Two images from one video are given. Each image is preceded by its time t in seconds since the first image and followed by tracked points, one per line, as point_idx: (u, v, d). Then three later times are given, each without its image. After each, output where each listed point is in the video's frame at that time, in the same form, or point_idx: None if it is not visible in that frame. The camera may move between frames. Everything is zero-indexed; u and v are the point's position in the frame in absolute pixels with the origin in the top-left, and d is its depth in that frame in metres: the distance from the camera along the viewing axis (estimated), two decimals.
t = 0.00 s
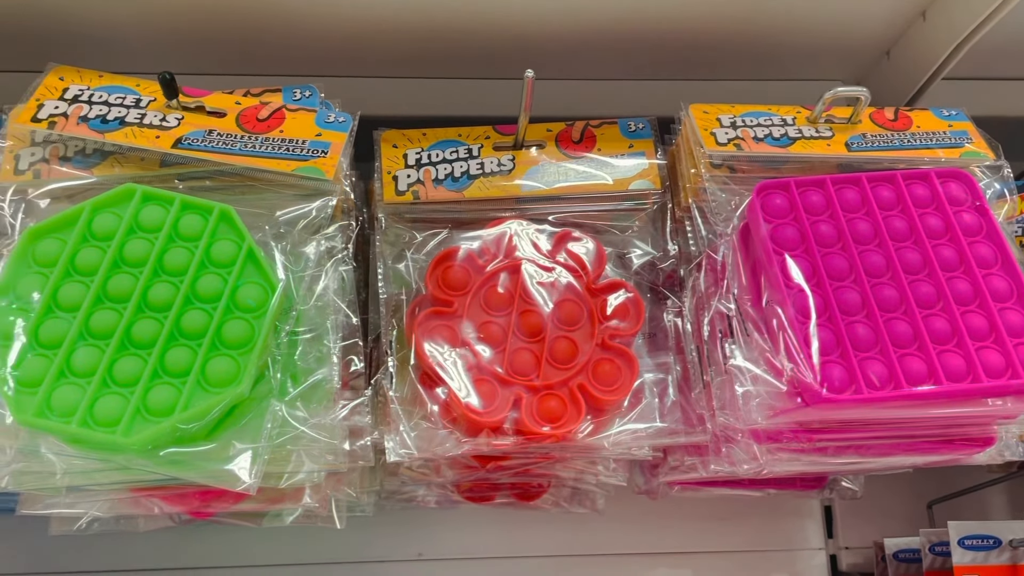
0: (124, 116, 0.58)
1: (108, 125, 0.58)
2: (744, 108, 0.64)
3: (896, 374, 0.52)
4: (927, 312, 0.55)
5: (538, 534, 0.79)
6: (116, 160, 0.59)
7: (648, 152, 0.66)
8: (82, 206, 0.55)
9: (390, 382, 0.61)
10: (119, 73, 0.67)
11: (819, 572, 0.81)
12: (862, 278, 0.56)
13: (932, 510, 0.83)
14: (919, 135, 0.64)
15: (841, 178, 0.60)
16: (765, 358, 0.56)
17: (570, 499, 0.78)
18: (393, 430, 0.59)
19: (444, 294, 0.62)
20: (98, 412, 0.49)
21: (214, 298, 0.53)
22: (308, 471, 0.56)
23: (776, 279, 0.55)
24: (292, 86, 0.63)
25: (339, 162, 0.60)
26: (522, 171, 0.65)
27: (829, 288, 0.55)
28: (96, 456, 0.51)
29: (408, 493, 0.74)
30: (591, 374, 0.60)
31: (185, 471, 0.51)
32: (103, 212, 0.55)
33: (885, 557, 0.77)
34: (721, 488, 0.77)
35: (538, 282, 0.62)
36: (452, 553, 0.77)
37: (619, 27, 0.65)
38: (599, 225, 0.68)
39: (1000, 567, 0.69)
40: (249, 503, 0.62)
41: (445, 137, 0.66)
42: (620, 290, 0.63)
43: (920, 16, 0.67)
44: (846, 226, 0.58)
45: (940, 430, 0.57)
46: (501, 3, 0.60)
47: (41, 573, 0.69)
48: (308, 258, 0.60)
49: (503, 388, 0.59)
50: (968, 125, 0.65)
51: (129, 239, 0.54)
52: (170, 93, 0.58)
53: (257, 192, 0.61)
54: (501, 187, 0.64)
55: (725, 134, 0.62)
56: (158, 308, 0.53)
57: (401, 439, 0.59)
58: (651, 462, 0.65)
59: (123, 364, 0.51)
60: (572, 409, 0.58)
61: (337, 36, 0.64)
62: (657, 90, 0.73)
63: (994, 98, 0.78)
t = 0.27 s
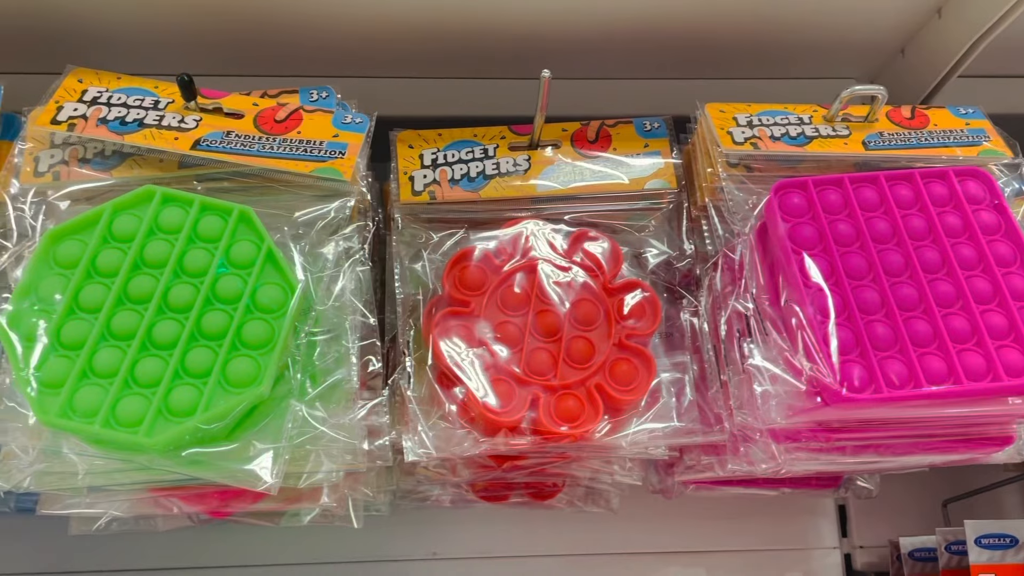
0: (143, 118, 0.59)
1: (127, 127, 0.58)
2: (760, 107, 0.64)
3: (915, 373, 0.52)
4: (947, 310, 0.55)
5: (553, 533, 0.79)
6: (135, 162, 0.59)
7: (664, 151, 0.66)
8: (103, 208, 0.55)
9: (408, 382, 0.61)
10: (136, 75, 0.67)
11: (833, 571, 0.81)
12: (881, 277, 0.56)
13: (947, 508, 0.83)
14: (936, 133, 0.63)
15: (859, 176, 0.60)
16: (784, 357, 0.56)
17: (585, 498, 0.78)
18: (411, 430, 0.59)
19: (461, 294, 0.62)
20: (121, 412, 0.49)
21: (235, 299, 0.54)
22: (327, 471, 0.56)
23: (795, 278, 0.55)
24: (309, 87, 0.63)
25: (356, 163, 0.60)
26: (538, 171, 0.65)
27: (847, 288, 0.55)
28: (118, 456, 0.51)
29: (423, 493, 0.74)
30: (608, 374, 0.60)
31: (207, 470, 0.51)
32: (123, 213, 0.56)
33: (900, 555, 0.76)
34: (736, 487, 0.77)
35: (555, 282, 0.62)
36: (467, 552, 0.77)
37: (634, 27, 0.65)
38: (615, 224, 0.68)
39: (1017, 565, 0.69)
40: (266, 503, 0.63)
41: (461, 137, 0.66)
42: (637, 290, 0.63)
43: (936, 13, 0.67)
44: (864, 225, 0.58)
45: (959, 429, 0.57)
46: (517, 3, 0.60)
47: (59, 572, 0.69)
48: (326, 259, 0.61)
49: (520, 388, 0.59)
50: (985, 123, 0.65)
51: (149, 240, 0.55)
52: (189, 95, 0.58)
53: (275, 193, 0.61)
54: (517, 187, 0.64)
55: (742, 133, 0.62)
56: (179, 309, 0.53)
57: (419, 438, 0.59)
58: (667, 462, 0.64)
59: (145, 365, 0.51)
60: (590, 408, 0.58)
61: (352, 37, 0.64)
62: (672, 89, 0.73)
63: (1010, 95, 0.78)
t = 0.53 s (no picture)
0: (162, 119, 0.59)
1: (147, 128, 0.58)
2: (777, 105, 0.64)
3: (937, 372, 0.52)
4: (967, 309, 0.54)
5: (568, 532, 0.79)
6: (154, 163, 0.60)
7: (681, 150, 0.66)
8: (124, 209, 0.55)
9: (427, 381, 0.61)
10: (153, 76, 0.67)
11: (848, 569, 0.81)
12: (901, 275, 0.55)
13: (963, 507, 0.83)
14: (955, 131, 0.63)
15: (878, 174, 0.60)
16: (805, 356, 0.56)
17: (600, 497, 0.78)
18: (430, 429, 0.60)
19: (479, 293, 0.62)
20: (144, 412, 0.50)
21: (256, 299, 0.54)
22: (347, 471, 0.56)
23: (815, 277, 0.55)
24: (327, 88, 0.63)
25: (375, 163, 0.60)
26: (555, 170, 0.65)
27: (868, 286, 0.55)
28: (141, 456, 0.51)
29: (439, 491, 0.74)
30: (626, 373, 0.60)
31: (229, 470, 0.51)
32: (144, 214, 0.56)
33: (916, 554, 0.76)
34: (751, 486, 0.77)
35: (573, 281, 0.62)
36: (483, 551, 0.77)
37: (651, 25, 0.65)
38: (631, 223, 0.68)
39: None
40: (285, 502, 0.63)
41: (478, 137, 0.66)
42: (655, 289, 0.63)
43: (952, 11, 0.67)
44: (884, 223, 0.57)
45: (980, 428, 0.56)
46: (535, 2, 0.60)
47: (78, 570, 0.70)
48: (345, 259, 0.61)
49: (538, 387, 0.59)
50: (1004, 120, 0.64)
51: (170, 241, 0.55)
52: (208, 96, 0.58)
53: (293, 193, 0.61)
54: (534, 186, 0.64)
55: (760, 131, 0.62)
56: (201, 309, 0.53)
57: (438, 437, 0.59)
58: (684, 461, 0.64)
59: (168, 365, 0.51)
60: (608, 408, 0.58)
61: (369, 37, 0.64)
62: (688, 87, 0.73)
63: None
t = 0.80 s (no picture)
0: (182, 119, 0.59)
1: (168, 128, 0.58)
2: (796, 103, 0.64)
3: (959, 370, 0.51)
4: (989, 306, 0.54)
5: (583, 531, 0.79)
6: (175, 163, 0.60)
7: (698, 148, 0.66)
8: (146, 209, 0.56)
9: (446, 380, 0.61)
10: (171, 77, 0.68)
11: (864, 568, 0.81)
12: (922, 273, 0.55)
13: (980, 505, 0.82)
14: (974, 128, 0.63)
15: (898, 172, 0.60)
16: (826, 354, 0.56)
17: (617, 495, 0.78)
18: (450, 428, 0.60)
19: (498, 292, 0.62)
20: (167, 412, 0.50)
21: (277, 298, 0.54)
22: (367, 469, 0.56)
23: (836, 275, 0.55)
24: (345, 88, 0.64)
25: (393, 162, 0.60)
26: (573, 169, 0.65)
27: (889, 284, 0.55)
28: (164, 455, 0.52)
29: (455, 490, 0.74)
30: (645, 372, 0.60)
31: (252, 468, 0.52)
32: (165, 214, 0.56)
33: (933, 552, 0.76)
34: (768, 484, 0.77)
35: (592, 280, 0.62)
36: (499, 549, 0.78)
37: (668, 24, 0.65)
38: (648, 222, 0.68)
39: None
40: (306, 500, 0.63)
41: (495, 136, 0.66)
42: (673, 288, 0.63)
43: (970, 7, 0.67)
44: (905, 221, 0.57)
45: (1001, 426, 0.56)
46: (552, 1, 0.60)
47: (97, 568, 0.70)
48: (364, 258, 0.61)
49: (558, 386, 0.59)
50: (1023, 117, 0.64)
51: (192, 241, 0.55)
52: (228, 96, 0.59)
53: (312, 193, 0.62)
54: (551, 185, 0.64)
55: (779, 129, 0.62)
56: (222, 308, 0.53)
57: (457, 436, 0.59)
58: (703, 460, 0.64)
59: (191, 365, 0.51)
60: (627, 407, 0.58)
61: (386, 36, 0.64)
62: (704, 85, 0.73)
63: None
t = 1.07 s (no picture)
0: (203, 119, 0.59)
1: (188, 128, 0.59)
2: (815, 100, 0.64)
3: (984, 367, 0.51)
4: (1013, 303, 0.54)
5: (600, 529, 0.79)
6: (195, 163, 0.60)
7: (717, 145, 0.66)
8: (168, 208, 0.56)
9: (466, 378, 0.62)
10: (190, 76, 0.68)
11: (881, 566, 0.81)
12: (945, 270, 0.55)
13: (998, 503, 0.82)
14: (995, 124, 0.63)
15: (920, 168, 0.59)
16: (849, 352, 0.56)
17: (634, 493, 0.78)
18: (471, 426, 0.60)
19: (517, 290, 0.62)
20: (192, 410, 0.50)
21: (299, 297, 0.54)
22: (388, 468, 0.56)
23: (858, 272, 0.55)
24: (364, 87, 0.64)
25: (413, 161, 0.61)
26: (591, 167, 0.65)
27: (912, 281, 0.54)
28: (188, 453, 0.52)
29: (472, 488, 0.74)
30: (666, 370, 0.59)
31: (275, 467, 0.52)
32: (187, 213, 0.56)
33: (951, 550, 0.75)
34: (786, 482, 0.77)
35: (612, 278, 0.62)
36: (515, 548, 0.77)
37: (687, 21, 0.64)
38: (666, 219, 0.68)
39: None
40: (327, 498, 0.64)
41: (513, 134, 0.66)
42: (694, 286, 0.63)
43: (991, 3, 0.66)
44: (927, 218, 0.57)
45: None
46: None
47: (117, 566, 0.71)
48: (385, 257, 0.61)
49: (578, 384, 0.59)
50: None
51: (214, 239, 0.55)
52: (248, 96, 0.59)
53: (331, 192, 0.62)
54: (569, 183, 0.64)
55: (799, 126, 0.61)
56: (245, 307, 0.54)
57: (477, 435, 0.59)
58: (723, 458, 0.64)
59: (214, 363, 0.52)
60: (648, 405, 0.58)
61: (404, 35, 0.64)
62: (721, 83, 0.73)
63: None
